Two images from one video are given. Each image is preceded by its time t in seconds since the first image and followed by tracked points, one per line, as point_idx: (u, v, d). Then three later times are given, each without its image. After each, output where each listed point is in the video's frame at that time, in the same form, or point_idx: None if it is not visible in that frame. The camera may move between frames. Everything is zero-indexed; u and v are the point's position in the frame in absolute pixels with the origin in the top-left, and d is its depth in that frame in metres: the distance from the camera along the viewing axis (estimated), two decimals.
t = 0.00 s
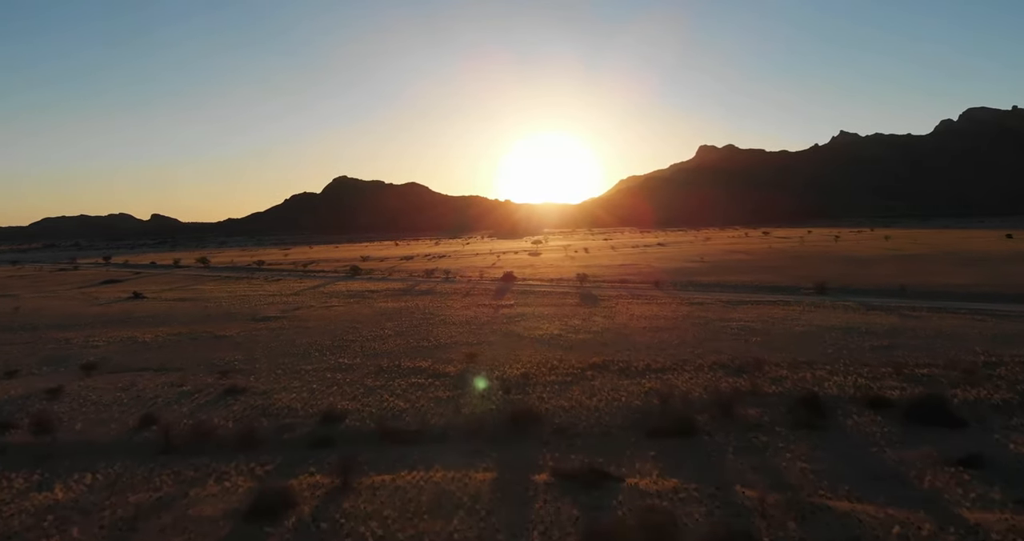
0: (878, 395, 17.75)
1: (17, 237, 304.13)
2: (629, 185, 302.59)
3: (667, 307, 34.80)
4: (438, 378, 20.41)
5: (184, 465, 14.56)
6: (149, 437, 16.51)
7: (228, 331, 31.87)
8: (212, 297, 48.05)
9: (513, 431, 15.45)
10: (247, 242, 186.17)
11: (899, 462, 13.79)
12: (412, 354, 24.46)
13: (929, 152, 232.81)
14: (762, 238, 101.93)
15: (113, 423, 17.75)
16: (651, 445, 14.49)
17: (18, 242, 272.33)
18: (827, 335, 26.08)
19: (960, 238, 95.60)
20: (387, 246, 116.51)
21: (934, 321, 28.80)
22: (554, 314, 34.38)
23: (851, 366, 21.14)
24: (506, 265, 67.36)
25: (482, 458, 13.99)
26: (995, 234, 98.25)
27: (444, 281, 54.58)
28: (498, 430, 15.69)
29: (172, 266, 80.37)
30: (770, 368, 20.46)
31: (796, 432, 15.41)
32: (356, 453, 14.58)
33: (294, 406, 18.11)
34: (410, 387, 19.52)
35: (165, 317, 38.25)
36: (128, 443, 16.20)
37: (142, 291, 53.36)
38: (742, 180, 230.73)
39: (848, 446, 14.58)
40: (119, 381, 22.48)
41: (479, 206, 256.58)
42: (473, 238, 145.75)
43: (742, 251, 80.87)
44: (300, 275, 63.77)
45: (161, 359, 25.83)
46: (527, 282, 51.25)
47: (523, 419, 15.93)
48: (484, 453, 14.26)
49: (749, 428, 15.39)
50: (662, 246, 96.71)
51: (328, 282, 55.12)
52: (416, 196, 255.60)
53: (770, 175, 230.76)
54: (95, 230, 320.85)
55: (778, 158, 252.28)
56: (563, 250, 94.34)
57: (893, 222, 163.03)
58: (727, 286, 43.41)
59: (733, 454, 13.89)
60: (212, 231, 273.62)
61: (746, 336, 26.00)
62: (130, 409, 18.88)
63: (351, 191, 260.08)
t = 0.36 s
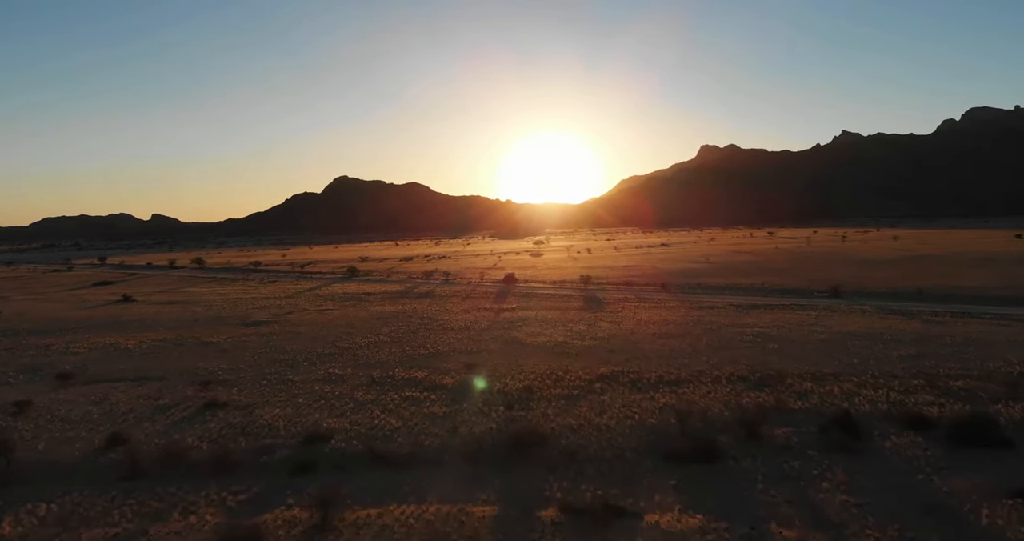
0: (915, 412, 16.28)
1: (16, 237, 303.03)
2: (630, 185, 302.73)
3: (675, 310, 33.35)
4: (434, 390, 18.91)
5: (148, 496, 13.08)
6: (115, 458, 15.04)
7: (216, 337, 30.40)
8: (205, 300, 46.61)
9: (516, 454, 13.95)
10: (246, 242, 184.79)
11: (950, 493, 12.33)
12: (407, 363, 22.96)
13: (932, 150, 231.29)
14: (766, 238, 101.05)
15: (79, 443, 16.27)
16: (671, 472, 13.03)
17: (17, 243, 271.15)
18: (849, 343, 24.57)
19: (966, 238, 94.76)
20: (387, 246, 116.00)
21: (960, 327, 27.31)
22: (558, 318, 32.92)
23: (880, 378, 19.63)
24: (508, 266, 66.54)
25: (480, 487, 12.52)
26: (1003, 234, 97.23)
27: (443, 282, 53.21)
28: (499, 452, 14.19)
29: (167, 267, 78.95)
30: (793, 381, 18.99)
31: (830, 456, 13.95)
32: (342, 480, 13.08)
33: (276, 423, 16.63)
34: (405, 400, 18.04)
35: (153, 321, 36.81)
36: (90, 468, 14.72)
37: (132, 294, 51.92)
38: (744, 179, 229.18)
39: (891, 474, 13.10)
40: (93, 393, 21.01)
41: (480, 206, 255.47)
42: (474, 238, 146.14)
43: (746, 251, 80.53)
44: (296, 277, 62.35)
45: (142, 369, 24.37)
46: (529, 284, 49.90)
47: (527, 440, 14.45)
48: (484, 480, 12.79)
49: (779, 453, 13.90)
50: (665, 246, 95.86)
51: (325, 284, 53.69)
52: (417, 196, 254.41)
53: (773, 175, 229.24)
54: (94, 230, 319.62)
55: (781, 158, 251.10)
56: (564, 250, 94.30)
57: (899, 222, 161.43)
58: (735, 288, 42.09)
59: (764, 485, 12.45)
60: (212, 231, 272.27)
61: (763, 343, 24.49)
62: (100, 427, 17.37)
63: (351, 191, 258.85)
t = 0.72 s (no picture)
0: (957, 433, 14.75)
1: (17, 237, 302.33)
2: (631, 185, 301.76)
3: (684, 315, 31.77)
4: (429, 405, 17.37)
5: (100, 533, 11.55)
6: (72, 486, 13.50)
7: (202, 343, 28.84)
8: (195, 302, 45.08)
9: (518, 484, 12.41)
10: (245, 242, 183.24)
11: (1012, 531, 10.80)
12: (401, 373, 21.40)
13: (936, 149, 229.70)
14: (771, 238, 99.76)
15: (36, 466, 14.74)
16: (693, 507, 11.51)
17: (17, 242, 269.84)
18: (873, 351, 23.01)
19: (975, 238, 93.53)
20: (388, 246, 115.87)
21: (987, 333, 25.80)
22: (561, 323, 31.40)
23: (913, 392, 18.07)
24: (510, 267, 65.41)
25: (478, 525, 10.99)
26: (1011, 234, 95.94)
27: (443, 284, 51.74)
28: (500, 480, 12.66)
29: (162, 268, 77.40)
30: (821, 396, 17.42)
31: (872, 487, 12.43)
32: (321, 516, 11.54)
33: (254, 444, 15.09)
34: (396, 417, 16.52)
35: (139, 326, 35.26)
36: (44, 496, 13.18)
37: (123, 296, 50.39)
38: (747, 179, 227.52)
39: (942, 508, 11.56)
40: (61, 408, 19.45)
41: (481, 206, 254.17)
42: (475, 238, 145.08)
43: (751, 251, 79.56)
44: (292, 278, 60.85)
45: (119, 379, 22.82)
46: (530, 285, 48.43)
47: (530, 466, 12.92)
48: (482, 516, 11.26)
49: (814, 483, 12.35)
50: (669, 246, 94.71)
51: (321, 286, 52.16)
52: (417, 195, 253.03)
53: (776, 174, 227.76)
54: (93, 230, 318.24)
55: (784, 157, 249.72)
56: (566, 250, 93.47)
57: (904, 222, 159.80)
58: (745, 291, 40.62)
59: (801, 524, 10.94)
60: (212, 231, 270.85)
61: (781, 352, 22.92)
62: (63, 447, 15.83)
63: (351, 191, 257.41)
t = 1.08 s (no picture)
0: (1016, 460, 13.06)
1: (15, 237, 300.63)
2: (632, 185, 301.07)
3: (695, 320, 30.07)
4: (422, 424, 15.70)
5: None
6: (11, 523, 11.83)
7: (184, 351, 27.15)
8: (184, 305, 43.38)
9: (520, 525, 10.72)
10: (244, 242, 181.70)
11: None
12: (393, 386, 19.71)
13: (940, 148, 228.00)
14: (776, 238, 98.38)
15: None
16: None
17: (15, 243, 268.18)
18: (903, 362, 21.29)
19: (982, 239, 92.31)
20: (387, 246, 114.48)
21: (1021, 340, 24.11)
22: (565, 328, 29.72)
23: (956, 410, 16.36)
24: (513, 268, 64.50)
25: None
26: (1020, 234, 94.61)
27: (442, 286, 50.13)
28: (499, 518, 10.97)
29: (155, 269, 75.62)
30: (855, 415, 15.75)
31: (929, 528, 10.76)
32: None
33: (224, 472, 13.41)
34: (385, 439, 14.85)
35: (122, 331, 33.56)
36: None
37: (110, 299, 48.63)
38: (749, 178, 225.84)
39: None
40: (21, 425, 17.78)
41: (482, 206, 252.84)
42: (476, 238, 143.94)
43: (757, 251, 78.63)
44: (287, 279, 59.21)
45: (89, 391, 21.13)
46: (532, 287, 46.84)
47: (535, 503, 11.26)
48: None
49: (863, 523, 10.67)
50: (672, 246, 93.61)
51: (316, 288, 50.48)
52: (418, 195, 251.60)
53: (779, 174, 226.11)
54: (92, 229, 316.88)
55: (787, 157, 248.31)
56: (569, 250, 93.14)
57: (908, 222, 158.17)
58: (756, 293, 39.05)
59: None
60: (211, 231, 268.98)
61: (803, 362, 21.21)
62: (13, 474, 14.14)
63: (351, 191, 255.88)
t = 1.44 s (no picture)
0: None
1: (14, 238, 299.17)
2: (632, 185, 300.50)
3: (706, 325, 28.52)
4: (415, 446, 14.17)
5: None
6: None
7: (166, 358, 25.60)
8: (173, 308, 41.82)
9: None
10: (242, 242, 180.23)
11: None
12: (384, 399, 18.15)
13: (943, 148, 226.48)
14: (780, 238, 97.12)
15: None
16: None
17: (15, 242, 267.03)
18: (935, 372, 19.72)
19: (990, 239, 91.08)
20: (387, 246, 113.18)
21: None
22: (569, 334, 28.19)
23: (1003, 428, 14.81)
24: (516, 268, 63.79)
25: None
26: None
27: (441, 288, 48.69)
28: None
29: (149, 270, 74.15)
30: (894, 436, 14.19)
31: None
32: None
33: (189, 504, 11.85)
34: (372, 463, 13.31)
35: (106, 336, 32.00)
36: None
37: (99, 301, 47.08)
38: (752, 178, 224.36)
39: None
40: None
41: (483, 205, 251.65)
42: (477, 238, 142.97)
43: (761, 251, 77.76)
44: (282, 281, 57.70)
45: (58, 405, 19.58)
46: (534, 289, 45.38)
47: None
48: None
49: None
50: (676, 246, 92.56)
51: (311, 290, 48.97)
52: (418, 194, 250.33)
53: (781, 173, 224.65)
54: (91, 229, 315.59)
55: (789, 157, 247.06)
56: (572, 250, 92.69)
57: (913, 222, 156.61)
58: (767, 295, 37.62)
59: None
60: (211, 231, 267.81)
61: (828, 373, 19.63)
62: None
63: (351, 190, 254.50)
